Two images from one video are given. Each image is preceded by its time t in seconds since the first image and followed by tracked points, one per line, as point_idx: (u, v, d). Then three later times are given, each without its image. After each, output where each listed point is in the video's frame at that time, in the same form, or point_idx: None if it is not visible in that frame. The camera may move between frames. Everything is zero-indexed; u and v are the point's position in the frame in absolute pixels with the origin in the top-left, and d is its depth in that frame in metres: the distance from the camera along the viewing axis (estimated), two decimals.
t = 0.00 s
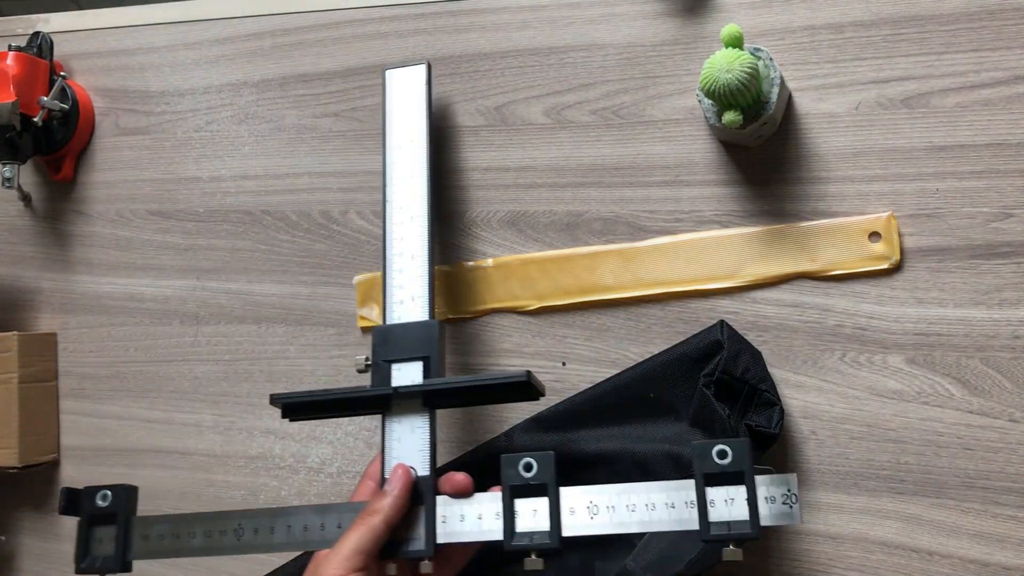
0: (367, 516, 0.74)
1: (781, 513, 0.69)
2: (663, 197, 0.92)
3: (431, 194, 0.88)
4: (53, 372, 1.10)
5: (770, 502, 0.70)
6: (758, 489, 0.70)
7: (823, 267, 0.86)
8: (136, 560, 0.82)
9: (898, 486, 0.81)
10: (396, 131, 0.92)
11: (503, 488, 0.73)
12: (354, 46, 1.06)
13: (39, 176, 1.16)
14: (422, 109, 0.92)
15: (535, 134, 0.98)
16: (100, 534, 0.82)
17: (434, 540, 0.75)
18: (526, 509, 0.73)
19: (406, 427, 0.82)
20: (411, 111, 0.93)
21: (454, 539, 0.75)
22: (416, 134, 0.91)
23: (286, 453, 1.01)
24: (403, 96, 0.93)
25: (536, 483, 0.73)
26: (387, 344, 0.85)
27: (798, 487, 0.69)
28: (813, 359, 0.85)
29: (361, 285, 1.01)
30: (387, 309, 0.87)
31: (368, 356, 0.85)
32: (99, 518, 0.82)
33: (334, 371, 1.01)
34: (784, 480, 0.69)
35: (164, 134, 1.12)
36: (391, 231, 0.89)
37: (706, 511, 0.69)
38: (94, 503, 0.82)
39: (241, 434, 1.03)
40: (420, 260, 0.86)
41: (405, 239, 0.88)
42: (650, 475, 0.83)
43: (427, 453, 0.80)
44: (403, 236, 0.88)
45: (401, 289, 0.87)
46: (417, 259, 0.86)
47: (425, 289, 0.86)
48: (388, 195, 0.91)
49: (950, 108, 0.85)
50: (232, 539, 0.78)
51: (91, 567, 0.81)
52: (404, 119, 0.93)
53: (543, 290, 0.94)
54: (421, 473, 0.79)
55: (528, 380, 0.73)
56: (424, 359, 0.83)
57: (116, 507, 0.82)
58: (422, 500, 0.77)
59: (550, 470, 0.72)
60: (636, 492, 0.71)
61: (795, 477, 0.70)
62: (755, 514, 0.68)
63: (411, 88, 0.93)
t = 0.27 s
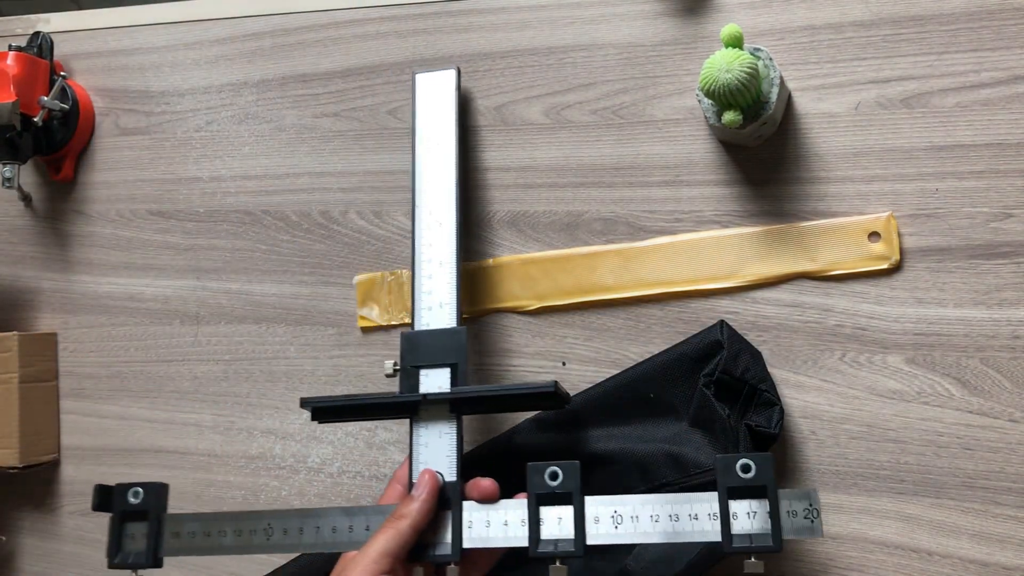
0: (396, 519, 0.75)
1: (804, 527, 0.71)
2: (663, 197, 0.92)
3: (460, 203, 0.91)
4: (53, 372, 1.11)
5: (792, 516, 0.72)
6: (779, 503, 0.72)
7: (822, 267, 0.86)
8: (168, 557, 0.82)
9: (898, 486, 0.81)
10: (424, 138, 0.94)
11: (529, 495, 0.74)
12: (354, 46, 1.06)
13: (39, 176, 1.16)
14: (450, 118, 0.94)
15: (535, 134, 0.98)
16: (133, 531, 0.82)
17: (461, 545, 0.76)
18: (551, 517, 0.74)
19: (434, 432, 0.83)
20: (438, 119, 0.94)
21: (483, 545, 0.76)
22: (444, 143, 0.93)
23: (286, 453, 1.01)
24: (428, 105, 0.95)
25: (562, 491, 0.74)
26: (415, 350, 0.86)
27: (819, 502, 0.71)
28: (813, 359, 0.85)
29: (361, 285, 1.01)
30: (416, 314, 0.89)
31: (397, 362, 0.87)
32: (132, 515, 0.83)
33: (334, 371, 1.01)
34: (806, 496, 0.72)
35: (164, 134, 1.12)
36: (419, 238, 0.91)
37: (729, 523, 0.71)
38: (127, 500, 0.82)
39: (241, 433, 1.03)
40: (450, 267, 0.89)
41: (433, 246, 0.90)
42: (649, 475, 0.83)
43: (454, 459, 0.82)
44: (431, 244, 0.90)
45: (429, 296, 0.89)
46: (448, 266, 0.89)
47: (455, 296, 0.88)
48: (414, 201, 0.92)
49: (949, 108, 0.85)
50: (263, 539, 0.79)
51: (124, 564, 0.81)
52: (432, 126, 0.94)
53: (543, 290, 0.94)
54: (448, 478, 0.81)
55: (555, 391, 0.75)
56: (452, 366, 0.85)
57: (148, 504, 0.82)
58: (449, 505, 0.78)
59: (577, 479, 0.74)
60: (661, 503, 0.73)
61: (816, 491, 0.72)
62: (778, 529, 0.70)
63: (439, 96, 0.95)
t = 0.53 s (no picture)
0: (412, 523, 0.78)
1: (811, 534, 0.75)
2: (663, 197, 0.92)
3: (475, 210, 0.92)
4: (53, 372, 1.11)
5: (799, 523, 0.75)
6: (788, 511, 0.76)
7: (822, 267, 0.86)
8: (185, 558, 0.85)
9: (898, 486, 0.81)
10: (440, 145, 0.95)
11: (542, 501, 0.78)
12: (354, 46, 1.06)
13: (40, 177, 1.16)
14: (465, 125, 0.95)
15: (535, 134, 0.98)
16: (153, 532, 0.86)
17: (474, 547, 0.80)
18: (564, 522, 0.78)
19: (448, 438, 0.86)
20: (453, 126, 0.95)
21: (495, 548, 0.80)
22: (460, 151, 0.94)
23: (286, 453, 1.01)
24: (445, 111, 0.96)
25: (574, 498, 0.77)
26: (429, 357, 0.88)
27: (826, 511, 0.75)
28: (813, 359, 0.86)
29: (361, 285, 1.01)
30: (430, 321, 0.91)
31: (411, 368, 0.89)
32: (151, 517, 0.86)
33: (334, 371, 1.01)
34: (812, 504, 0.75)
35: (164, 134, 1.12)
36: (433, 244, 0.92)
37: (738, 529, 0.75)
38: (147, 503, 0.86)
39: (241, 433, 1.03)
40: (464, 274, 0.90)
41: (448, 253, 0.91)
42: (653, 478, 0.84)
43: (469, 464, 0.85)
44: (445, 250, 0.92)
45: (443, 303, 0.90)
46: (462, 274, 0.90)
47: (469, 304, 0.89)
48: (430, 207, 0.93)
49: (949, 109, 0.85)
50: (281, 541, 0.82)
51: (145, 564, 0.84)
52: (448, 133, 0.95)
53: (543, 291, 0.95)
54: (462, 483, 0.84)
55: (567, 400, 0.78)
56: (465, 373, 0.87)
57: (168, 507, 0.85)
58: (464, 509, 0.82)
59: (588, 485, 0.77)
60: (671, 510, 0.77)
61: (821, 499, 0.77)
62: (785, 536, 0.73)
63: (454, 103, 0.96)
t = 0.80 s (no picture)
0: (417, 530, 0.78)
1: (809, 534, 0.75)
2: (664, 197, 0.92)
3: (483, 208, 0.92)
4: (53, 371, 1.11)
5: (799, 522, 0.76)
6: (788, 510, 0.77)
7: (822, 267, 0.86)
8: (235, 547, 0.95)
9: (898, 486, 0.81)
10: (448, 143, 0.95)
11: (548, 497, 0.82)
12: (353, 46, 1.05)
13: (40, 176, 1.16)
14: (471, 123, 0.95)
15: (535, 134, 0.98)
16: (205, 521, 0.95)
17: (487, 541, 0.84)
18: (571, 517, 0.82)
19: (462, 435, 0.89)
20: (460, 124, 0.95)
21: (505, 541, 0.85)
22: (467, 148, 0.94)
23: (286, 453, 1.01)
24: (452, 108, 0.96)
25: (579, 494, 0.81)
26: (443, 356, 0.90)
27: (826, 509, 0.76)
28: (813, 359, 0.86)
29: (361, 284, 1.01)
30: (442, 321, 0.92)
31: (427, 366, 0.92)
32: (206, 507, 0.97)
33: (334, 371, 1.01)
34: (813, 502, 0.77)
35: (164, 134, 1.12)
36: (443, 244, 0.93)
37: (737, 528, 0.76)
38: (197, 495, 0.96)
39: (241, 433, 1.04)
40: (473, 273, 0.91)
41: (457, 252, 0.92)
42: (653, 474, 0.84)
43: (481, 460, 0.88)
44: (455, 249, 0.92)
45: (454, 302, 0.92)
46: (472, 272, 0.91)
47: (478, 304, 0.91)
48: (440, 206, 0.94)
49: (950, 109, 0.85)
50: (314, 533, 0.89)
51: (204, 549, 0.95)
52: (455, 131, 0.95)
53: (543, 290, 0.95)
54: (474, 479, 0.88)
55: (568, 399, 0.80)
56: (476, 372, 0.89)
57: (217, 496, 0.96)
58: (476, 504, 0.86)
59: (591, 484, 0.81)
60: (672, 506, 0.80)
61: (821, 499, 0.76)
62: (783, 536, 0.74)
63: (460, 99, 0.96)
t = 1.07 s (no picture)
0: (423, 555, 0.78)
1: (808, 534, 0.78)
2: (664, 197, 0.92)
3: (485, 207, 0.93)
4: (53, 371, 1.11)
5: (798, 523, 0.79)
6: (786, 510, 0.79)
7: (823, 267, 0.86)
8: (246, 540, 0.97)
9: (898, 486, 0.82)
10: (449, 143, 0.95)
11: (551, 497, 0.84)
12: (352, 46, 1.05)
13: (40, 176, 1.16)
14: (473, 123, 0.95)
15: (535, 134, 0.97)
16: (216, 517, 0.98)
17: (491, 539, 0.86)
18: (573, 516, 0.84)
19: (466, 435, 0.89)
20: (462, 124, 0.95)
21: (509, 539, 0.87)
22: (469, 148, 0.94)
23: (287, 453, 1.02)
24: (453, 108, 0.96)
25: (581, 494, 0.83)
26: (446, 356, 0.90)
27: (824, 509, 0.78)
28: (813, 359, 0.86)
29: (361, 284, 1.01)
30: (445, 321, 0.92)
31: (431, 366, 0.92)
32: (215, 504, 0.99)
33: (334, 371, 1.01)
34: (811, 503, 0.79)
35: (164, 134, 1.12)
36: (446, 244, 0.93)
37: (737, 529, 0.79)
38: (209, 492, 0.98)
39: (242, 433, 1.04)
40: (475, 273, 0.91)
41: (460, 252, 0.92)
42: (654, 474, 0.85)
43: (485, 460, 0.88)
44: (458, 250, 0.93)
45: (457, 303, 0.92)
46: (475, 272, 0.91)
47: (482, 304, 0.91)
48: (443, 206, 0.94)
49: (950, 109, 0.84)
50: (325, 528, 0.93)
51: (212, 545, 0.97)
52: (456, 130, 0.95)
53: (544, 290, 0.95)
54: (478, 478, 0.88)
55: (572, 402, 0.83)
56: (479, 373, 0.89)
57: (226, 494, 0.98)
58: (481, 502, 0.87)
59: (593, 484, 0.83)
60: (673, 506, 0.82)
61: (820, 500, 0.79)
62: (781, 534, 0.77)
63: (461, 99, 0.96)
